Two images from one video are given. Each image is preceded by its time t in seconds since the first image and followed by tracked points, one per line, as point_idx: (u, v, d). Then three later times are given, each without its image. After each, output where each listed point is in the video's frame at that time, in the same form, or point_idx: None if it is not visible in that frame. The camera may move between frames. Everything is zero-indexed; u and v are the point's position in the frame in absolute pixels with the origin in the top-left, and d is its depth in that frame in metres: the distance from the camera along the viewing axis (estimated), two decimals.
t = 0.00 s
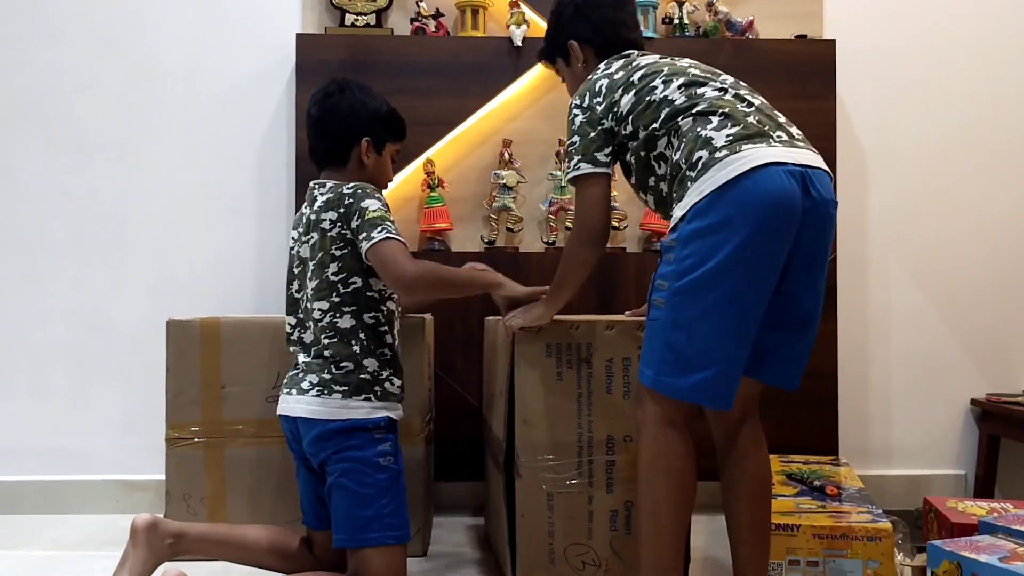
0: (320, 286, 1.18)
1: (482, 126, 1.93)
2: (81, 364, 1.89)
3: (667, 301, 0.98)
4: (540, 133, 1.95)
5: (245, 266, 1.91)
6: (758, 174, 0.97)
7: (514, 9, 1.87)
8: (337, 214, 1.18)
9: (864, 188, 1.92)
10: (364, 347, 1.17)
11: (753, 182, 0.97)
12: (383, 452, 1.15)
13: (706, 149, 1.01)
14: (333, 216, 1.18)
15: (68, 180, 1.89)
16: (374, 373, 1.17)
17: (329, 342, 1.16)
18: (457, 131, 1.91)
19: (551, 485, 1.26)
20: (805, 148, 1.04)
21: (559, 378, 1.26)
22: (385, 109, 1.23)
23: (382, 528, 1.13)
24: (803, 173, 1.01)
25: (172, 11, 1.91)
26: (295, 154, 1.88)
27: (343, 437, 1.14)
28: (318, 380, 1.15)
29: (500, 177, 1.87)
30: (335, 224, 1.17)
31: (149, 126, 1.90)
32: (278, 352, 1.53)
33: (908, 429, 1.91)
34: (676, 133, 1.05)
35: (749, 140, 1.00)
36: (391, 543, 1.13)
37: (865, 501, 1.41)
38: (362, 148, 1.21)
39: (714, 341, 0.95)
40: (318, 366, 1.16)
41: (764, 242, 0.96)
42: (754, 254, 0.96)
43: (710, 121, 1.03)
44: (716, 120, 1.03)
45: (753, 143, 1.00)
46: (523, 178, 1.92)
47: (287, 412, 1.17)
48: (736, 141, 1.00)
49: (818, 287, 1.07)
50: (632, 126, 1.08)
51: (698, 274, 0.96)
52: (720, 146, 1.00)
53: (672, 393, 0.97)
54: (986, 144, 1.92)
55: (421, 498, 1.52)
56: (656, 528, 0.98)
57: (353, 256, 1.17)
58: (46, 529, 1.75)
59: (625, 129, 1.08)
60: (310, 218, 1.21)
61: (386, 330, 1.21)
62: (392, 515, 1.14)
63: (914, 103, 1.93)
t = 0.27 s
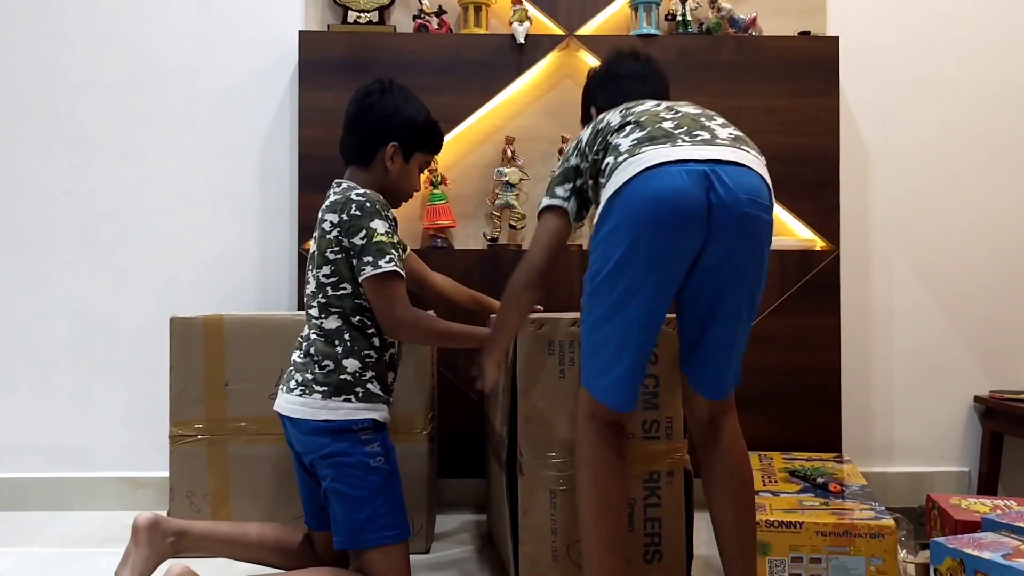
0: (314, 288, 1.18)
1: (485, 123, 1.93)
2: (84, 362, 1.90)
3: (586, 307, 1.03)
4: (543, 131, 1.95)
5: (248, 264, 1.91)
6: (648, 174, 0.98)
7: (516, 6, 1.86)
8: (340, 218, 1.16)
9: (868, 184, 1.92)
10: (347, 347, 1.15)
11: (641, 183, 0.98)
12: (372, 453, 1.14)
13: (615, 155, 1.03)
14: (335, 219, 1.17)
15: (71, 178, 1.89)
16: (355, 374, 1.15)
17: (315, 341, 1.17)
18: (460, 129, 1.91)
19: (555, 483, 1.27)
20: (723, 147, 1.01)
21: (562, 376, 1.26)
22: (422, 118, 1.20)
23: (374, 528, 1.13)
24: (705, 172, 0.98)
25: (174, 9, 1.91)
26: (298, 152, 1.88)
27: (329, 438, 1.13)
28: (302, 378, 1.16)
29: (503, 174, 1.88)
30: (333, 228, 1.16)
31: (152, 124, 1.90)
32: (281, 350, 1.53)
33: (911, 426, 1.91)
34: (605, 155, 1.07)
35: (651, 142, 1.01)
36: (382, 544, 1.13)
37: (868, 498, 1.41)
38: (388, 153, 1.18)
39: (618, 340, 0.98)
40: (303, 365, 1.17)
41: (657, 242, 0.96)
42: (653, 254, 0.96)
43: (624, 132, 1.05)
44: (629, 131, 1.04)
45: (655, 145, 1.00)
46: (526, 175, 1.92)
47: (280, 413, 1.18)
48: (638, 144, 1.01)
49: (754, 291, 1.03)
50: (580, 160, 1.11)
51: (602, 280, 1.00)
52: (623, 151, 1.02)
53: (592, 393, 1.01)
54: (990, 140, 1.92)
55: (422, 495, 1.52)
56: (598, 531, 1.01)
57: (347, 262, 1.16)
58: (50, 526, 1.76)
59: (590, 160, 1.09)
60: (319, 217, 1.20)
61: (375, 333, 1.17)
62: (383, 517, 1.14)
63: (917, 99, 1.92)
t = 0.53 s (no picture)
0: (308, 287, 1.18)
1: (484, 120, 1.93)
2: (85, 359, 1.90)
3: (647, 314, 0.93)
4: (542, 127, 1.95)
5: (248, 260, 1.91)
6: (749, 183, 0.90)
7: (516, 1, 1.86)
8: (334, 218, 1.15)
9: (868, 180, 1.92)
10: (340, 346, 1.15)
11: (742, 192, 0.90)
12: (369, 452, 1.14)
13: (689, 169, 0.96)
14: (328, 218, 1.16)
15: (71, 175, 1.89)
16: (348, 372, 1.15)
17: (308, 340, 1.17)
18: (459, 125, 1.91)
19: (587, 484, 1.25)
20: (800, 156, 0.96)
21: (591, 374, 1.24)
22: (414, 111, 1.19)
23: (372, 526, 1.13)
24: (802, 184, 0.92)
25: (174, 6, 1.91)
26: (297, 148, 1.88)
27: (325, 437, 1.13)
28: (296, 378, 1.16)
29: (503, 170, 1.88)
30: (327, 228, 1.15)
31: (152, 121, 1.90)
32: (281, 347, 1.53)
33: (911, 421, 1.91)
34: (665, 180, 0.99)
35: (731, 155, 0.95)
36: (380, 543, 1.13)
37: (869, 493, 1.41)
38: (381, 146, 1.17)
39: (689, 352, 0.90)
40: (297, 365, 1.17)
41: (755, 255, 0.89)
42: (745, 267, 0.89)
43: (692, 147, 0.98)
44: (694, 147, 0.98)
45: (737, 157, 0.94)
46: (526, 171, 1.92)
47: (278, 414, 1.18)
48: (717, 157, 0.95)
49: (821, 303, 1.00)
50: (627, 195, 1.02)
51: (680, 289, 0.90)
52: (700, 166, 0.95)
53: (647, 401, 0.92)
54: (991, 136, 1.92)
55: (423, 490, 1.52)
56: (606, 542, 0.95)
57: (342, 262, 1.15)
58: (52, 523, 1.76)
59: (623, 196, 1.03)
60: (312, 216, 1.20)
61: (370, 331, 1.17)
62: (381, 516, 1.13)
63: (918, 94, 1.92)
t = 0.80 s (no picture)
0: (320, 290, 1.17)
1: (489, 118, 1.93)
2: (91, 359, 1.90)
3: (751, 305, 0.91)
4: (546, 125, 1.95)
5: (252, 260, 1.91)
6: (863, 163, 0.89)
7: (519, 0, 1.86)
8: (353, 223, 1.14)
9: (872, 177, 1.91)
10: (342, 350, 1.15)
11: (855, 172, 0.89)
12: (369, 452, 1.14)
13: (796, 148, 0.94)
14: (345, 224, 1.14)
15: (76, 176, 1.90)
16: (348, 375, 1.15)
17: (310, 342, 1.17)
18: (464, 124, 1.91)
19: (665, 496, 1.16)
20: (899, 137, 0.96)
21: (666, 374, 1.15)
22: (419, 103, 1.18)
23: (373, 526, 1.13)
24: (913, 163, 0.92)
25: (178, 7, 1.91)
26: (302, 148, 1.88)
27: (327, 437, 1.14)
28: (295, 378, 1.17)
29: (507, 169, 1.87)
30: (344, 234, 1.14)
31: (157, 122, 1.91)
32: (286, 346, 1.53)
33: (917, 419, 1.90)
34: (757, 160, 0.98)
35: (838, 134, 0.94)
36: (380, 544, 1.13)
37: (878, 490, 1.40)
38: (392, 143, 1.16)
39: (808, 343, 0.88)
40: (297, 365, 1.18)
41: (870, 241, 0.87)
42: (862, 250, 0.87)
43: (791, 126, 0.97)
44: (795, 126, 0.97)
45: (844, 136, 0.93)
46: (530, 170, 1.92)
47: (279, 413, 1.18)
48: (825, 135, 0.94)
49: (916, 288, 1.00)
50: (710, 176, 1.02)
51: (790, 274, 0.88)
52: (808, 144, 0.94)
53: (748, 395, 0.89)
54: (996, 133, 1.91)
55: (427, 488, 1.52)
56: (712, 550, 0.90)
57: (359, 269, 1.14)
58: (58, 522, 1.77)
59: (704, 180, 1.03)
60: (326, 218, 1.18)
61: (374, 335, 1.17)
62: (382, 516, 1.13)
63: (922, 91, 1.92)
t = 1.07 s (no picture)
0: (375, 278, 1.11)
1: (497, 117, 1.94)
2: (100, 356, 1.91)
3: (802, 285, 0.82)
4: (554, 123, 1.95)
5: (261, 257, 1.92)
6: (925, 149, 0.84)
7: None
8: (435, 222, 1.09)
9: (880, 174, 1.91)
10: (378, 349, 1.10)
11: (918, 158, 0.84)
12: (380, 462, 1.09)
13: (858, 125, 0.87)
14: (432, 227, 1.10)
15: (85, 174, 1.91)
16: (376, 377, 1.09)
17: (349, 337, 1.11)
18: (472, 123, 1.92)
19: (684, 493, 1.08)
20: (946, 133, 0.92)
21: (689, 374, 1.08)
22: (454, 103, 1.14)
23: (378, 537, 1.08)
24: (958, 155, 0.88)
25: (187, 5, 1.92)
26: (310, 146, 1.89)
27: (337, 439, 1.06)
28: (314, 370, 1.10)
29: (515, 167, 1.87)
30: (431, 235, 1.09)
31: (165, 120, 1.91)
32: (296, 343, 1.54)
33: (925, 416, 1.90)
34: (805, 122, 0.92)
35: (900, 117, 0.88)
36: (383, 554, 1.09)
37: (888, 488, 1.40)
38: (438, 152, 1.13)
39: (856, 331, 0.81)
40: (320, 357, 1.11)
41: (920, 229, 0.83)
42: (916, 237, 0.83)
43: (854, 97, 0.90)
44: (857, 98, 0.90)
45: (907, 120, 0.87)
46: (538, 168, 1.92)
47: (285, 403, 1.10)
48: (889, 116, 0.87)
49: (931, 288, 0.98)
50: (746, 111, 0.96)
51: (850, 251, 0.81)
52: (872, 123, 0.87)
53: (793, 384, 0.80)
54: (1005, 129, 1.91)
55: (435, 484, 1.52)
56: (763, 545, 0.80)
57: (436, 273, 1.11)
58: (69, 518, 1.78)
59: (734, 113, 0.97)
60: (397, 213, 1.13)
61: (418, 342, 1.12)
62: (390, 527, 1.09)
63: (931, 88, 1.91)
